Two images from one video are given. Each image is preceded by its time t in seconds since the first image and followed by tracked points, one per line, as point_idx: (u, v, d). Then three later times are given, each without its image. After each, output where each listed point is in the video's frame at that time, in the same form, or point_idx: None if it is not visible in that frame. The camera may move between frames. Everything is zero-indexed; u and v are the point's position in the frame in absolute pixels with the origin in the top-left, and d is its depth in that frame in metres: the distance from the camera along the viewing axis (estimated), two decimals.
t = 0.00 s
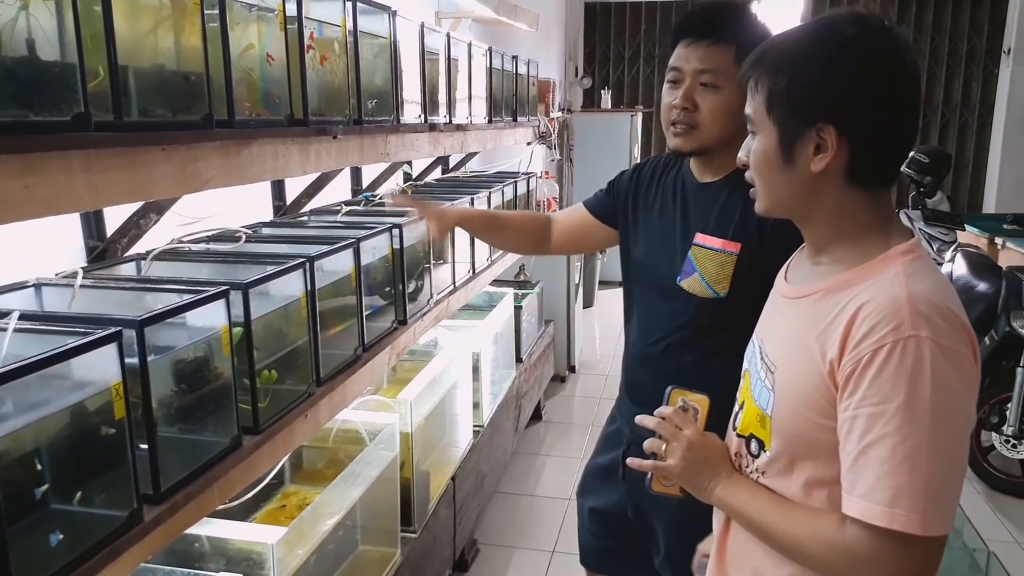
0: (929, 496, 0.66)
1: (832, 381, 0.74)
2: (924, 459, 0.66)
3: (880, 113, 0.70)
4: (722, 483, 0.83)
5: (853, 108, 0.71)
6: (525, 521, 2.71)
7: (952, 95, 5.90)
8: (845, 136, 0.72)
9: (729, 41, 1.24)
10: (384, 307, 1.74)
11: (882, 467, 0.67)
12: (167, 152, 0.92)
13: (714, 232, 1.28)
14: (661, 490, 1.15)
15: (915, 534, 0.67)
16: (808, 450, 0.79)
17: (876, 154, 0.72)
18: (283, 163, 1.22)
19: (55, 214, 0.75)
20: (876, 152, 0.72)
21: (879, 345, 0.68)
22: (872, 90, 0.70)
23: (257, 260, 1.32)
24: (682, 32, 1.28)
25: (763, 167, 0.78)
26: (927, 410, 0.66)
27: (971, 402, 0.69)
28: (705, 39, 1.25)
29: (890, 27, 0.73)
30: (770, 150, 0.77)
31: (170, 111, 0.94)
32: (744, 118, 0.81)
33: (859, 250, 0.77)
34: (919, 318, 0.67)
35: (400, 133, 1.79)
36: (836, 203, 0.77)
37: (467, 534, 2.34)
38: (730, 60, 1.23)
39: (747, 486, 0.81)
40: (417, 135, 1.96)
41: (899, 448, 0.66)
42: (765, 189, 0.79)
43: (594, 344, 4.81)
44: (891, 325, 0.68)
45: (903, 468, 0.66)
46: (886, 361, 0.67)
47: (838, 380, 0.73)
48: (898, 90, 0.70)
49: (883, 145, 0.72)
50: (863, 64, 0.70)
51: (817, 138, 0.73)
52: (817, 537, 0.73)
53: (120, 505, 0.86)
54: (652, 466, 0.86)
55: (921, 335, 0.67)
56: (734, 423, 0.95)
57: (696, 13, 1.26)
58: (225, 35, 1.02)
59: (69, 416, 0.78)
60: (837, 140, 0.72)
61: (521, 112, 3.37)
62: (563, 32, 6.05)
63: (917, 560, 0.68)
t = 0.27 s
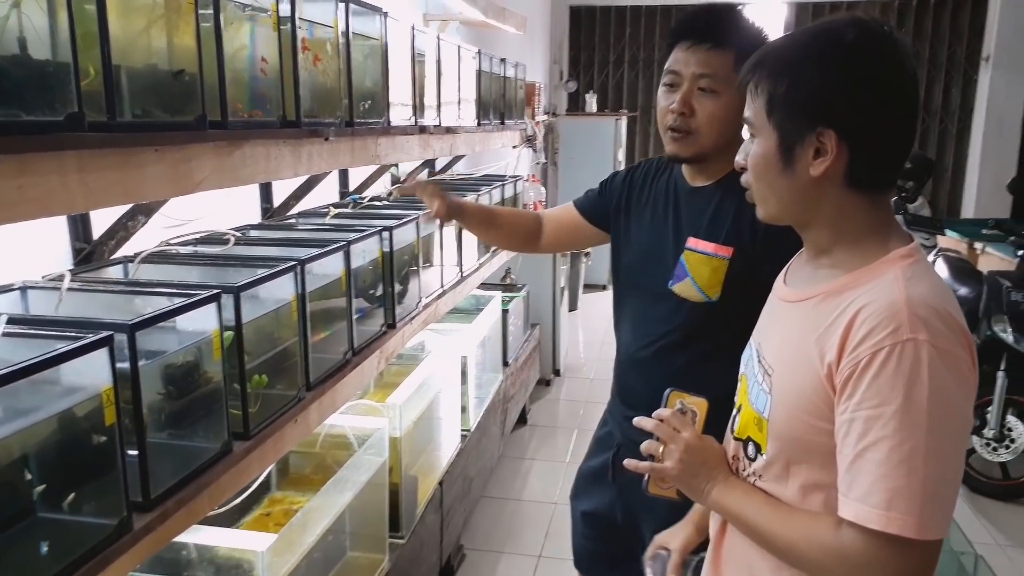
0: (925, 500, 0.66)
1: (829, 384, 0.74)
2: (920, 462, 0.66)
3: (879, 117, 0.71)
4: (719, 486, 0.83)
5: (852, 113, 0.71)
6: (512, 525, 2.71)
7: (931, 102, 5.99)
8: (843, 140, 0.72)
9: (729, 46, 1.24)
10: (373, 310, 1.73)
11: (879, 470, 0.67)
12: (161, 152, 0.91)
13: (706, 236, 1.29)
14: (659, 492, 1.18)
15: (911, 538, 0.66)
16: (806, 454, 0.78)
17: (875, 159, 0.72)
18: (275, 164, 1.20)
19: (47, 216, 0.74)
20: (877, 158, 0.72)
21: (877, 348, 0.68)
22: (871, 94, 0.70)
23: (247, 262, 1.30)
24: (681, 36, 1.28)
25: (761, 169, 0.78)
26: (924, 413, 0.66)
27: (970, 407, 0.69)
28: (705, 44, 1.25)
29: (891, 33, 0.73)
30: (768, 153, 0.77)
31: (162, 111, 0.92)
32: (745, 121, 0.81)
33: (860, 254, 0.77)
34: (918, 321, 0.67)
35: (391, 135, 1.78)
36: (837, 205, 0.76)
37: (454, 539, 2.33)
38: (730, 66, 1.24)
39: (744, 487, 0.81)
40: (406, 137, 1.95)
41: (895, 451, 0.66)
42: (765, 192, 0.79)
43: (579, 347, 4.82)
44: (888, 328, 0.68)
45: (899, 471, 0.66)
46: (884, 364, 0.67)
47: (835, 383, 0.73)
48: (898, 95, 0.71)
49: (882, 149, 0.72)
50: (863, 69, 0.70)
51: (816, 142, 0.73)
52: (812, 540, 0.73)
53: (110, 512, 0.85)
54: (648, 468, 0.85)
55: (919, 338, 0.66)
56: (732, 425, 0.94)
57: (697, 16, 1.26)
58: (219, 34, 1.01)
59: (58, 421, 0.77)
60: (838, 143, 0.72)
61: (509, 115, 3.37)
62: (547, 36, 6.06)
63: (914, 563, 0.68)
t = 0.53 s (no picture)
0: (917, 500, 0.67)
1: (820, 387, 0.75)
2: (912, 462, 0.66)
3: (895, 129, 0.72)
4: (708, 492, 0.83)
5: (876, 122, 0.72)
6: (494, 535, 2.69)
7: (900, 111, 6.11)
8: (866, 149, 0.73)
9: (710, 63, 1.25)
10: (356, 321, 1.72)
11: (872, 471, 0.67)
12: (144, 162, 0.90)
13: (692, 247, 1.30)
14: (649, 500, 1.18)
15: (903, 538, 0.67)
16: (796, 457, 0.79)
17: (885, 168, 0.74)
18: (258, 174, 1.19)
19: (29, 228, 0.72)
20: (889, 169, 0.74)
21: (868, 351, 0.69)
22: (893, 106, 0.72)
23: (229, 273, 1.29)
24: (664, 51, 1.29)
25: (771, 168, 0.78)
26: (916, 414, 0.67)
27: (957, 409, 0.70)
28: (687, 60, 1.26)
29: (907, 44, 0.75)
30: (785, 151, 0.77)
31: (145, 121, 0.91)
32: (754, 115, 0.80)
33: (847, 259, 0.78)
34: (907, 324, 0.68)
35: (372, 144, 1.77)
36: (840, 216, 0.78)
37: (436, 550, 2.31)
38: (711, 82, 1.25)
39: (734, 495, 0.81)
40: (387, 145, 1.94)
41: (888, 452, 0.67)
42: (771, 192, 0.79)
43: (557, 355, 4.82)
44: (879, 331, 0.69)
45: (892, 472, 0.67)
46: (876, 366, 0.68)
47: (826, 386, 0.74)
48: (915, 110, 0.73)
49: (892, 161, 0.74)
50: (891, 80, 0.71)
51: (839, 146, 0.74)
52: (804, 542, 0.73)
53: (93, 530, 0.83)
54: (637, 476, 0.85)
55: (910, 340, 0.67)
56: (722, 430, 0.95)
57: (680, 33, 1.27)
58: (202, 43, 1.00)
59: (41, 437, 0.75)
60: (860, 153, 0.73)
61: (487, 124, 3.38)
62: (523, 45, 6.08)
63: (907, 564, 0.69)
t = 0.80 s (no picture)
0: (925, 499, 0.67)
1: (829, 384, 0.75)
2: (922, 461, 0.67)
3: (904, 128, 0.73)
4: (714, 486, 0.84)
5: (881, 119, 0.72)
6: (489, 532, 2.70)
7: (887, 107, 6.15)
8: (869, 144, 0.74)
9: (709, 59, 1.26)
10: (352, 319, 1.71)
11: (881, 469, 0.68)
12: (143, 160, 0.89)
13: (692, 244, 1.31)
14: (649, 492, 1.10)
15: (911, 535, 0.68)
16: (802, 453, 0.79)
17: (893, 168, 0.74)
18: (255, 171, 1.19)
19: (28, 227, 0.71)
20: (894, 168, 0.74)
21: (879, 350, 0.69)
22: (903, 107, 0.72)
23: (226, 271, 1.28)
24: (663, 47, 1.30)
25: (778, 158, 0.79)
26: (926, 413, 0.67)
27: (966, 410, 0.70)
28: (686, 56, 1.27)
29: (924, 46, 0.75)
30: (790, 144, 0.78)
31: (143, 118, 0.90)
32: (771, 106, 0.81)
33: (852, 254, 0.79)
34: (919, 324, 0.68)
35: (367, 141, 1.77)
36: (845, 209, 0.78)
37: (432, 548, 2.31)
38: (710, 79, 1.26)
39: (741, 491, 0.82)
40: (381, 143, 1.94)
41: (897, 450, 0.67)
42: (778, 183, 0.80)
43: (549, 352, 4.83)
44: (890, 330, 0.69)
45: (901, 470, 0.67)
46: (887, 365, 0.68)
47: (836, 384, 0.74)
48: (925, 110, 0.73)
49: (901, 162, 0.74)
50: (900, 80, 0.72)
51: (842, 140, 0.75)
52: (814, 538, 0.74)
53: (96, 530, 0.83)
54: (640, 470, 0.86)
55: (921, 340, 0.68)
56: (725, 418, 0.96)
57: (679, 29, 1.28)
58: (199, 40, 0.99)
59: (44, 437, 0.75)
60: (859, 148, 0.74)
61: (479, 121, 3.38)
62: (512, 42, 6.07)
63: (917, 559, 0.69)
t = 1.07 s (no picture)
0: (921, 490, 0.66)
1: (826, 377, 0.74)
2: (916, 453, 0.66)
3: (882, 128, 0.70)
4: (723, 480, 0.84)
5: (847, 113, 0.71)
6: (494, 529, 2.70)
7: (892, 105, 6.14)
8: (836, 137, 0.73)
9: (713, 57, 1.26)
10: (361, 317, 1.72)
11: (875, 460, 0.67)
12: (157, 158, 0.89)
13: (701, 242, 1.31)
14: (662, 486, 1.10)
15: (907, 526, 0.67)
16: (805, 446, 0.78)
17: (870, 168, 0.72)
18: (266, 169, 1.19)
19: (47, 225, 0.72)
20: (875, 160, 0.71)
21: (874, 341, 0.68)
22: (880, 104, 0.70)
23: (236, 269, 1.28)
24: (667, 45, 1.30)
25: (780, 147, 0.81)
26: (920, 404, 0.66)
27: (965, 402, 0.69)
28: (690, 54, 1.27)
29: (941, 46, 0.71)
30: (787, 132, 0.79)
31: (157, 116, 0.90)
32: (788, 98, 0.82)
33: (861, 245, 0.77)
34: (914, 315, 0.68)
35: (374, 139, 1.77)
36: (829, 196, 0.77)
37: (439, 545, 2.32)
38: (714, 76, 1.25)
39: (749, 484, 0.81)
40: (388, 140, 1.94)
41: (891, 441, 0.67)
42: (782, 172, 0.82)
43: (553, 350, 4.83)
44: (884, 321, 0.69)
45: (895, 461, 0.66)
46: (880, 356, 0.68)
47: (832, 376, 0.73)
48: (917, 104, 0.69)
49: (878, 164, 0.71)
50: (873, 77, 0.70)
51: (814, 130, 0.75)
52: (817, 530, 0.73)
53: (111, 526, 0.83)
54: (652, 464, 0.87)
55: (915, 331, 0.67)
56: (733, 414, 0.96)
57: (683, 27, 1.28)
58: (212, 38, 0.99)
59: (60, 434, 0.75)
60: (830, 135, 0.73)
61: (484, 119, 3.38)
62: (516, 40, 6.07)
63: (918, 551, 0.68)
